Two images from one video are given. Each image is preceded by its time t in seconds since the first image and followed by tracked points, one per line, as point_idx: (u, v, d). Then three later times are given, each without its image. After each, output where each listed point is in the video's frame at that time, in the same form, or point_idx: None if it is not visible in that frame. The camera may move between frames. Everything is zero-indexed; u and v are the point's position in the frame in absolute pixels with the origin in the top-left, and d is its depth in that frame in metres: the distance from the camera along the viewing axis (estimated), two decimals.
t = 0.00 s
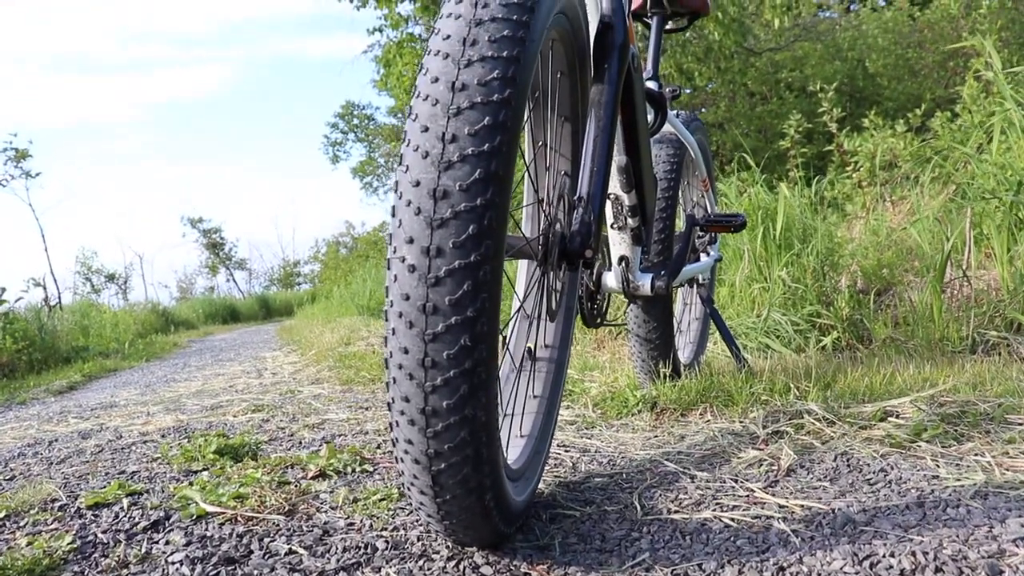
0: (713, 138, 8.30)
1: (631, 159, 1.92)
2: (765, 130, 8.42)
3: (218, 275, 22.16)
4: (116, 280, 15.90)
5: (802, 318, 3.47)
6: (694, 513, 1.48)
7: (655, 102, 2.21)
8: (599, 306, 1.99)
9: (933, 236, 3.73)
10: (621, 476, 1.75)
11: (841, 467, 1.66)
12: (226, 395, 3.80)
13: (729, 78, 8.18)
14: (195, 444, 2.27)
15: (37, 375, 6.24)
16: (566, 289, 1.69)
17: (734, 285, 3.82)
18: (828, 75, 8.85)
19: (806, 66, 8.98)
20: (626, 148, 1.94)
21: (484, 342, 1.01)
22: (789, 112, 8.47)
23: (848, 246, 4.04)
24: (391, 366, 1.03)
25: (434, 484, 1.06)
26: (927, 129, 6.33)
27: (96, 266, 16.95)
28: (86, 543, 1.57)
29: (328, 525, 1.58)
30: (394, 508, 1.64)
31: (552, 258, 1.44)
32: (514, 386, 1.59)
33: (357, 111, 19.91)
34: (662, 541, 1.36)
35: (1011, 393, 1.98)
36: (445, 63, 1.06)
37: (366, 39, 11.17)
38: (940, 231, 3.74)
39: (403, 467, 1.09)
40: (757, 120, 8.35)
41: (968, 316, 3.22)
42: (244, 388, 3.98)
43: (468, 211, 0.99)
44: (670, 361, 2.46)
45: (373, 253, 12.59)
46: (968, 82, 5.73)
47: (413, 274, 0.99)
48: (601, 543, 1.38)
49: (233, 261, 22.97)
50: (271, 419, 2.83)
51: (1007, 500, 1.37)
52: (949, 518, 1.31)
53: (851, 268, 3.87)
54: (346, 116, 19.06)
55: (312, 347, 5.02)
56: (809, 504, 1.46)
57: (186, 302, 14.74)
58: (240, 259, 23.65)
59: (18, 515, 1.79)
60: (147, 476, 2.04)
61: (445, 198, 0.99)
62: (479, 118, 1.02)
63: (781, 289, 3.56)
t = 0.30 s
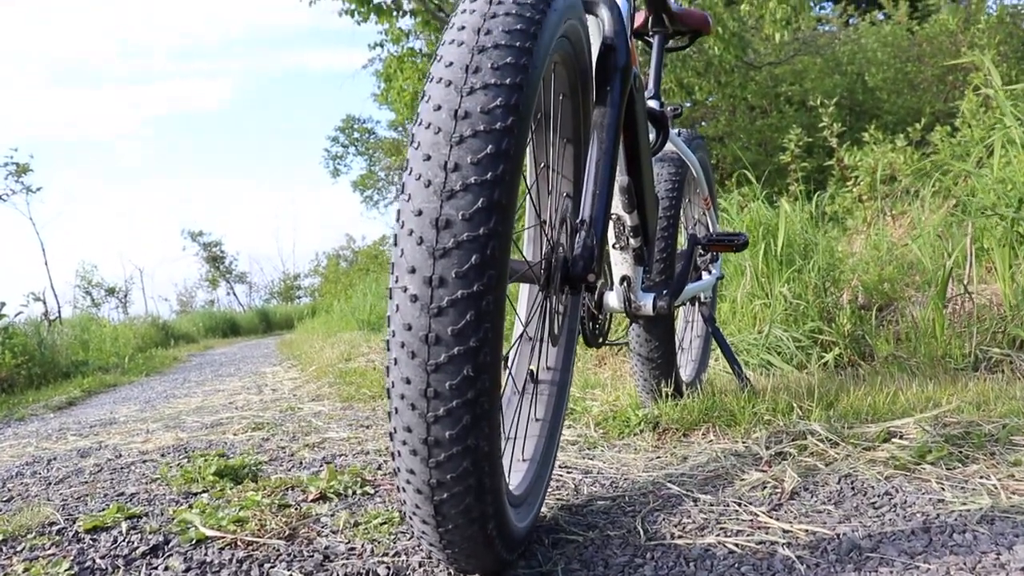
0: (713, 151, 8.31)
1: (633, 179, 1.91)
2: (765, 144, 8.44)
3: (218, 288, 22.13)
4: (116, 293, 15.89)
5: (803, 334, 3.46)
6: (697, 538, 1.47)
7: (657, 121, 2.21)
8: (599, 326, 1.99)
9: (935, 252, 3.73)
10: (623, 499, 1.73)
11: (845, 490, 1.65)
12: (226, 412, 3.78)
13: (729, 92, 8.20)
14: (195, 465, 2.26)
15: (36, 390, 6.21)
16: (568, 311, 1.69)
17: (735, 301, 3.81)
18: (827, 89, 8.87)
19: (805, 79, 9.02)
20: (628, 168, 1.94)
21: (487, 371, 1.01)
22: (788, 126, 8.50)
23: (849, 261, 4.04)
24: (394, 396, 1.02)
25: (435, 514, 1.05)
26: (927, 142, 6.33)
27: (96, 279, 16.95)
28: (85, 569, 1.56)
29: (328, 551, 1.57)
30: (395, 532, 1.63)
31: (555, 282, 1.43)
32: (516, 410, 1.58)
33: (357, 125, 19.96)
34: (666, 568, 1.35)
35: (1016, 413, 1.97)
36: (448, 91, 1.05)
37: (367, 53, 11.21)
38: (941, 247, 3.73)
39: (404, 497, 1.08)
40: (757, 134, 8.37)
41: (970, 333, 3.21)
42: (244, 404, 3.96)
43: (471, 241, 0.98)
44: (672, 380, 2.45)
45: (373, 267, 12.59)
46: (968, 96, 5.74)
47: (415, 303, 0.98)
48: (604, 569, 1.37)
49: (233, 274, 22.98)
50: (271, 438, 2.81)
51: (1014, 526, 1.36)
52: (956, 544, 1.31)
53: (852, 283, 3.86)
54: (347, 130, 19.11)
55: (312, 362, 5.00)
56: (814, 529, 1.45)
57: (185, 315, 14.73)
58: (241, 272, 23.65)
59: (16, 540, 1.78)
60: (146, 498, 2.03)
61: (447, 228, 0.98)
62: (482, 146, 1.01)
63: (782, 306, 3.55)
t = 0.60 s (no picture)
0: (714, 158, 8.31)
1: (635, 191, 1.91)
2: (765, 150, 8.44)
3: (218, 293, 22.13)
4: (116, 298, 15.87)
5: (805, 343, 3.46)
6: (700, 555, 1.46)
7: (658, 132, 2.20)
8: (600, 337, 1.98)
9: (936, 260, 3.72)
10: (625, 513, 1.72)
11: (848, 506, 1.64)
12: (226, 420, 3.77)
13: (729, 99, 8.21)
14: (194, 476, 2.25)
15: (36, 397, 6.20)
16: (569, 324, 1.68)
17: (736, 310, 3.80)
18: (827, 96, 8.88)
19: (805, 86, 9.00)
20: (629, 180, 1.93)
21: (489, 392, 1.00)
22: (789, 132, 8.50)
23: (850, 269, 4.03)
24: (394, 416, 1.02)
25: (437, 533, 1.04)
26: (928, 149, 6.33)
27: (96, 284, 16.94)
28: None
29: (328, 565, 1.56)
30: (396, 547, 1.62)
31: (556, 297, 1.43)
32: (517, 424, 1.58)
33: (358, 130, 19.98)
34: None
35: (1019, 427, 1.96)
36: (450, 108, 1.04)
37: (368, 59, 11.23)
38: (942, 256, 3.73)
39: (405, 516, 1.06)
40: (758, 141, 8.37)
41: (972, 344, 3.20)
42: (244, 412, 3.95)
43: (473, 260, 0.97)
44: (674, 392, 2.44)
45: (374, 272, 12.58)
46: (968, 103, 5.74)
47: (417, 323, 0.97)
48: None
49: (233, 279, 22.97)
50: (272, 447, 2.80)
51: (1019, 544, 1.36)
52: (961, 563, 1.30)
53: (853, 292, 3.86)
54: (347, 135, 19.12)
55: (312, 370, 4.98)
56: (817, 546, 1.44)
57: (186, 320, 14.71)
58: (241, 277, 23.65)
59: (14, 553, 1.76)
60: (145, 510, 2.01)
61: (449, 247, 0.97)
62: (484, 165, 1.00)
63: (783, 315, 3.54)
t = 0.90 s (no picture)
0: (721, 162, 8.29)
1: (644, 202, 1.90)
2: (773, 155, 8.42)
3: (226, 296, 22.18)
4: (124, 301, 15.91)
5: (813, 351, 3.44)
6: (709, 571, 1.45)
7: (667, 141, 2.20)
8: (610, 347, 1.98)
9: (945, 268, 3.70)
10: (634, 526, 1.71)
11: (858, 520, 1.62)
12: (233, 426, 3.77)
13: (737, 104, 8.19)
14: (202, 485, 2.25)
15: (44, 400, 6.21)
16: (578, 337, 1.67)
17: (744, 317, 3.79)
18: (835, 101, 8.86)
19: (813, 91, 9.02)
20: (638, 191, 1.92)
21: (498, 411, 0.99)
22: (796, 137, 8.48)
23: (858, 275, 4.02)
24: (403, 434, 1.01)
25: (444, 551, 1.03)
26: (937, 155, 6.30)
27: (103, 286, 16.99)
28: None
29: None
30: (403, 560, 1.62)
31: (565, 311, 1.42)
32: (525, 437, 1.57)
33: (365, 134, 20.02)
34: None
35: None
36: (459, 124, 1.03)
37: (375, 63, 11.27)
38: (951, 263, 3.71)
39: (413, 534, 1.06)
40: (766, 146, 8.35)
41: (982, 353, 3.18)
42: (251, 418, 3.96)
43: (482, 278, 0.96)
44: (682, 402, 2.43)
45: (380, 277, 12.59)
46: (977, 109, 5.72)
47: (425, 342, 0.97)
48: None
49: (241, 282, 23.03)
50: (279, 455, 2.80)
51: None
52: None
53: (861, 299, 3.84)
54: (355, 139, 19.17)
55: (319, 375, 4.98)
56: (827, 562, 1.43)
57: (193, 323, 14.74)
58: (248, 280, 23.70)
59: (21, 563, 1.76)
60: (152, 520, 2.01)
61: (459, 265, 0.96)
62: (493, 181, 0.99)
63: (791, 322, 3.52)
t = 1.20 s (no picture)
0: (722, 170, 8.29)
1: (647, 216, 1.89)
2: (774, 162, 8.43)
3: (227, 303, 22.18)
4: (125, 309, 15.92)
5: (815, 361, 3.43)
6: None
7: (670, 154, 2.19)
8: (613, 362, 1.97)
9: (947, 277, 3.70)
10: (636, 543, 1.71)
11: (862, 537, 1.61)
12: (234, 437, 3.76)
13: (738, 112, 8.20)
14: (203, 500, 2.24)
15: (45, 409, 6.21)
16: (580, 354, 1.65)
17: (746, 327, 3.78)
18: (837, 108, 8.86)
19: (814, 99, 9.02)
20: (641, 205, 1.91)
21: (501, 434, 0.98)
22: (798, 144, 8.49)
23: (860, 284, 4.01)
24: (405, 458, 1.00)
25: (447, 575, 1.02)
26: (938, 162, 6.29)
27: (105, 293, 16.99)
28: None
29: None
30: None
31: (568, 329, 1.41)
32: (527, 455, 1.56)
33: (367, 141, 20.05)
34: None
35: None
36: (461, 146, 1.02)
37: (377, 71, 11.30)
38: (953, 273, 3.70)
39: (415, 557, 1.05)
40: (767, 153, 8.36)
41: (985, 363, 3.16)
42: (253, 428, 3.95)
43: (484, 302, 0.96)
44: (684, 415, 2.42)
45: (382, 284, 12.59)
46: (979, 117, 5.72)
47: (428, 366, 0.96)
48: None
49: (242, 289, 23.04)
50: (280, 467, 2.80)
51: None
52: None
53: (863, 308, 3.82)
54: (357, 146, 19.19)
55: (320, 385, 4.97)
56: None
57: (194, 331, 14.74)
58: (250, 287, 23.71)
59: None
60: (152, 535, 2.00)
61: (461, 289, 0.95)
62: (496, 204, 0.98)
63: (794, 333, 3.52)
